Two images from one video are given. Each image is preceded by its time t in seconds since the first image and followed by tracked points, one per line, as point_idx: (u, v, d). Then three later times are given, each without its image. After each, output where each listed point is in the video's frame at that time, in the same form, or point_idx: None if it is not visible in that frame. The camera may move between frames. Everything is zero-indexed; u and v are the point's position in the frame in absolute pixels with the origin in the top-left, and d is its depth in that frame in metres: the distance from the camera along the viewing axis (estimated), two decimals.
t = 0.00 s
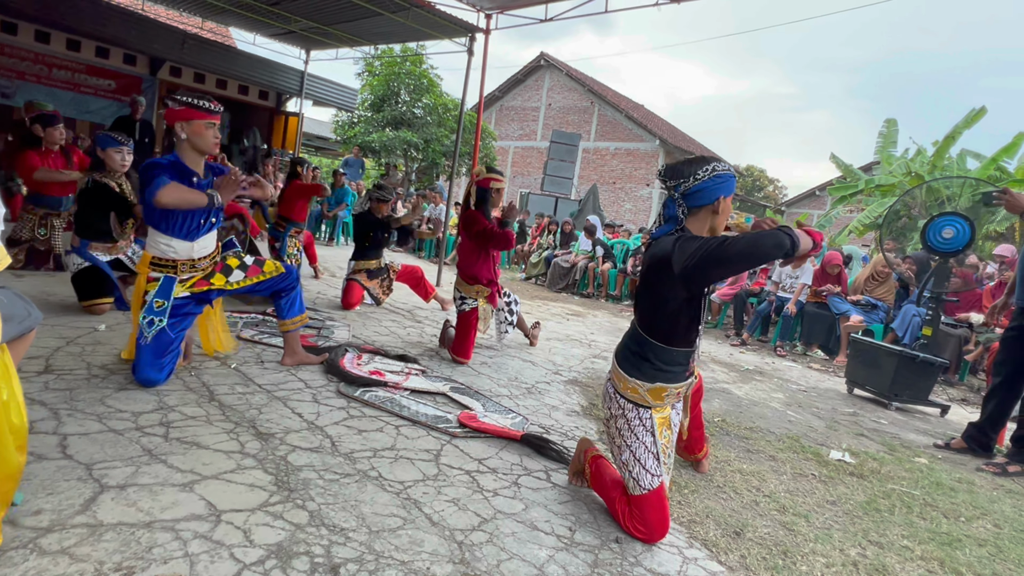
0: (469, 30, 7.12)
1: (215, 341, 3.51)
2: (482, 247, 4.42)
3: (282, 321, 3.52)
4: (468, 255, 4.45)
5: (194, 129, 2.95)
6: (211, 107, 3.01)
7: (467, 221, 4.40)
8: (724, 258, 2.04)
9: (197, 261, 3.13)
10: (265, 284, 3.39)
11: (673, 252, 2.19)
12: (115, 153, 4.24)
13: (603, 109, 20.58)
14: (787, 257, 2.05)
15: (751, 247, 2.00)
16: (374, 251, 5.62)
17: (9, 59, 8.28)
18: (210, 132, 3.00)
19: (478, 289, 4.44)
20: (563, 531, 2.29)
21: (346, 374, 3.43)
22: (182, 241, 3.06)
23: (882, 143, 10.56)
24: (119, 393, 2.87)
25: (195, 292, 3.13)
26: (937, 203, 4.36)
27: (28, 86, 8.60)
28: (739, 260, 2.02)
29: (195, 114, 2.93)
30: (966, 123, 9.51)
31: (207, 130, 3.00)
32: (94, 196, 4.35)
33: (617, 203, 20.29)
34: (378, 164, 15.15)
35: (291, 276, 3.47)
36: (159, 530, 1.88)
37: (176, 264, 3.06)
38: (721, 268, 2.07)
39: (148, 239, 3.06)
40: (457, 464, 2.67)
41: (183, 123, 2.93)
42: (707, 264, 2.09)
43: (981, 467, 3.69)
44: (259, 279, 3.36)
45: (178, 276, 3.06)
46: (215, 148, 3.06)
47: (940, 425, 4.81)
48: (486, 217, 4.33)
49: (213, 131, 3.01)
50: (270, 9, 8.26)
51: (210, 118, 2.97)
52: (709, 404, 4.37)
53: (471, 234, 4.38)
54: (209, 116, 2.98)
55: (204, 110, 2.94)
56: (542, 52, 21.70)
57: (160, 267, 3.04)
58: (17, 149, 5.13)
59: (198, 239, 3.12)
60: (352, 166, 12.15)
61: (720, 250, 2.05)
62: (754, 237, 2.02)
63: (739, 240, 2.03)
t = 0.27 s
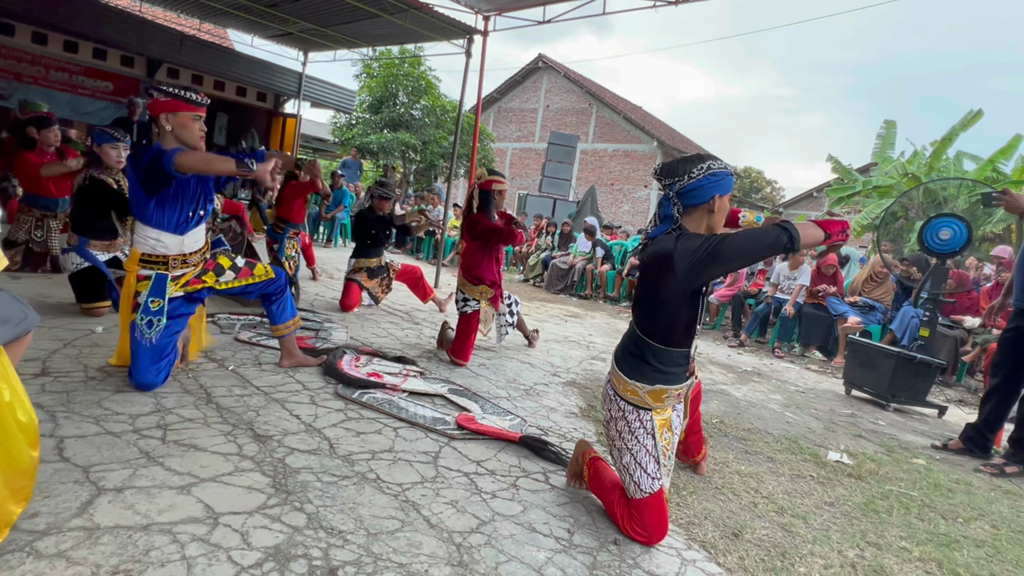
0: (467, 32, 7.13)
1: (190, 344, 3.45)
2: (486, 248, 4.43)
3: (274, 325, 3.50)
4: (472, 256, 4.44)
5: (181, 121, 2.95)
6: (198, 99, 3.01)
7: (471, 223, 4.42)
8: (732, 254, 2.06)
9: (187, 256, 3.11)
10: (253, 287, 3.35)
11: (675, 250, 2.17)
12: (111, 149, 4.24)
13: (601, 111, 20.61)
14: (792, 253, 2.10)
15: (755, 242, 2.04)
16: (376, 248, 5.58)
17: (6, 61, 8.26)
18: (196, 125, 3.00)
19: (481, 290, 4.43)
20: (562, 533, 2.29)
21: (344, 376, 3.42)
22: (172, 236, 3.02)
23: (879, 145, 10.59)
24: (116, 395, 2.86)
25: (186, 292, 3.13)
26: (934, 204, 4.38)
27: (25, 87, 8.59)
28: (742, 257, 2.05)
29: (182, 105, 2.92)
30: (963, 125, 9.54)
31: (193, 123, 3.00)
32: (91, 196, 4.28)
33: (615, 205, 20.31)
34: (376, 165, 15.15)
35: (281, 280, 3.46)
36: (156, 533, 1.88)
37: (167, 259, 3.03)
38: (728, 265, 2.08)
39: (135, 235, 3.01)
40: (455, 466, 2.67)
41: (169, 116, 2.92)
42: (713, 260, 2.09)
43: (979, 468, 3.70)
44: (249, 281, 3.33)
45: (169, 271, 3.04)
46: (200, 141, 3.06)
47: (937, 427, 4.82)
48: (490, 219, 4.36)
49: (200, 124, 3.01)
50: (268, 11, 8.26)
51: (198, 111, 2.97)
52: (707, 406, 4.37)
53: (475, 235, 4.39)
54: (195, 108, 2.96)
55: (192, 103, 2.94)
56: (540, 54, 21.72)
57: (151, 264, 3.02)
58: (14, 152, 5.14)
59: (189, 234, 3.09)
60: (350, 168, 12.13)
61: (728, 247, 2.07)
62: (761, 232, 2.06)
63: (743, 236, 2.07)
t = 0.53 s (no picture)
0: (465, 34, 7.13)
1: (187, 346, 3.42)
2: (492, 250, 4.42)
3: (269, 329, 3.50)
4: (477, 257, 4.42)
5: (172, 121, 2.94)
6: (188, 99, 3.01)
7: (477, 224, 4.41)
8: (734, 255, 2.06)
9: (186, 257, 3.09)
10: (246, 290, 3.36)
11: (676, 251, 2.16)
12: (113, 149, 4.23)
13: (600, 113, 20.63)
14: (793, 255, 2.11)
15: (755, 244, 2.05)
16: (376, 248, 5.58)
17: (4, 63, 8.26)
18: (187, 124, 3.00)
19: (484, 292, 4.41)
20: (560, 536, 2.28)
21: (342, 379, 3.42)
22: (167, 237, 3.01)
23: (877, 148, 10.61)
24: (113, 398, 2.85)
25: (183, 293, 3.13)
26: (932, 206, 4.39)
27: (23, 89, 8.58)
28: (742, 259, 2.05)
29: (173, 105, 2.91)
30: (960, 128, 9.57)
31: (184, 123, 2.99)
32: (88, 193, 4.29)
33: (613, 207, 20.32)
34: (375, 167, 15.16)
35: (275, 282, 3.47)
36: (153, 536, 1.87)
37: (165, 261, 3.02)
38: (730, 266, 2.08)
39: (132, 238, 2.98)
40: (454, 468, 2.67)
41: (160, 115, 2.91)
42: (715, 261, 2.09)
43: (977, 470, 3.70)
44: (245, 284, 3.33)
45: (167, 272, 3.03)
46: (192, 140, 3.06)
47: (935, 428, 4.82)
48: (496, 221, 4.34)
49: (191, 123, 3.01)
50: (266, 13, 8.25)
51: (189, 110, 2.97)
52: (705, 408, 4.37)
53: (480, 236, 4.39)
54: (187, 108, 2.96)
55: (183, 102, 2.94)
56: (539, 56, 21.74)
57: (148, 266, 3.00)
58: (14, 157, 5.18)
59: (185, 235, 3.08)
60: (349, 170, 12.13)
61: (730, 247, 2.07)
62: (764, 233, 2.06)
63: (743, 237, 2.06)
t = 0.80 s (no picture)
0: (464, 36, 7.14)
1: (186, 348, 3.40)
2: (491, 251, 4.40)
3: (270, 330, 3.52)
4: (475, 258, 4.41)
5: (174, 123, 2.94)
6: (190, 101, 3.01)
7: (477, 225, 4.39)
8: (723, 272, 2.02)
9: (185, 259, 3.09)
10: (248, 292, 3.36)
11: (671, 263, 2.19)
12: (115, 152, 4.20)
13: (599, 115, 20.65)
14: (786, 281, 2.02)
15: (753, 264, 1.97)
16: (375, 251, 5.59)
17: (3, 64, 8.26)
18: (189, 126, 2.99)
19: (481, 293, 4.42)
20: (558, 537, 2.28)
21: (340, 380, 3.41)
22: (168, 239, 3.00)
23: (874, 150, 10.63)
24: (111, 400, 2.85)
25: (183, 296, 3.12)
26: (930, 208, 4.40)
27: (22, 90, 8.60)
28: (737, 278, 1.98)
29: (174, 107, 2.91)
30: (957, 130, 9.58)
31: (186, 125, 2.99)
32: (87, 195, 4.28)
33: (612, 208, 20.34)
34: (374, 169, 15.16)
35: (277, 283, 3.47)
36: (151, 539, 1.87)
37: (165, 262, 3.00)
38: (718, 282, 2.04)
39: (132, 239, 2.97)
40: (452, 470, 2.66)
41: (162, 118, 2.91)
42: (705, 277, 2.06)
43: (975, 472, 3.70)
44: (245, 286, 3.31)
45: (167, 274, 3.01)
46: (194, 143, 3.05)
47: (934, 430, 4.82)
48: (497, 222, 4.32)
49: (192, 125, 3.00)
50: (265, 14, 8.26)
51: (190, 112, 2.96)
52: (703, 409, 4.37)
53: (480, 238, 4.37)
54: (187, 110, 2.96)
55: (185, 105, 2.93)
56: (537, 58, 21.77)
57: (148, 268, 2.97)
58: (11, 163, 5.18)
59: (185, 238, 3.07)
60: (348, 172, 12.10)
61: (720, 265, 2.03)
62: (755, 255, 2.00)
63: (741, 257, 2.00)
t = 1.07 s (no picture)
0: (463, 38, 7.14)
1: (185, 349, 3.43)
2: (490, 252, 4.41)
3: (269, 331, 3.52)
4: (473, 259, 4.41)
5: (174, 127, 2.94)
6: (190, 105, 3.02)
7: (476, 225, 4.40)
8: (704, 301, 2.14)
9: (186, 260, 3.09)
10: (248, 292, 3.36)
11: (661, 278, 2.27)
12: (114, 155, 4.35)
13: (598, 117, 20.68)
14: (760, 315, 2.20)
15: (737, 301, 2.15)
16: (372, 255, 5.60)
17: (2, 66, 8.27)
18: (189, 130, 2.99)
19: (479, 294, 4.42)
20: (557, 539, 2.28)
21: (339, 382, 3.41)
22: (169, 239, 3.00)
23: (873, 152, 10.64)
24: (109, 401, 2.85)
25: (183, 298, 3.12)
26: (929, 210, 4.41)
27: (21, 92, 8.61)
28: (722, 311, 2.14)
29: (175, 111, 2.92)
30: (955, 132, 9.59)
31: (187, 129, 2.99)
32: (85, 201, 4.26)
33: (611, 210, 20.35)
34: (373, 171, 15.16)
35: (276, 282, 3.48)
36: (149, 540, 1.87)
37: (165, 263, 2.99)
38: (700, 310, 2.16)
39: (132, 240, 2.95)
40: (450, 472, 2.66)
41: (162, 121, 2.91)
42: (687, 302, 2.18)
43: (974, 474, 3.70)
44: (243, 287, 3.32)
45: (167, 274, 3.01)
46: (194, 146, 3.05)
47: (932, 432, 4.82)
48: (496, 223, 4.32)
49: (193, 129, 3.00)
50: (265, 16, 8.26)
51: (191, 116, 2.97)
52: (702, 411, 4.37)
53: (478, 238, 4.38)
54: (187, 114, 2.97)
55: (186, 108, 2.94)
56: (537, 60, 21.80)
57: (148, 268, 2.96)
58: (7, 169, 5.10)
59: (185, 237, 3.07)
60: (348, 173, 12.05)
61: (702, 294, 2.15)
62: (733, 289, 2.15)
63: (729, 292, 2.15)
